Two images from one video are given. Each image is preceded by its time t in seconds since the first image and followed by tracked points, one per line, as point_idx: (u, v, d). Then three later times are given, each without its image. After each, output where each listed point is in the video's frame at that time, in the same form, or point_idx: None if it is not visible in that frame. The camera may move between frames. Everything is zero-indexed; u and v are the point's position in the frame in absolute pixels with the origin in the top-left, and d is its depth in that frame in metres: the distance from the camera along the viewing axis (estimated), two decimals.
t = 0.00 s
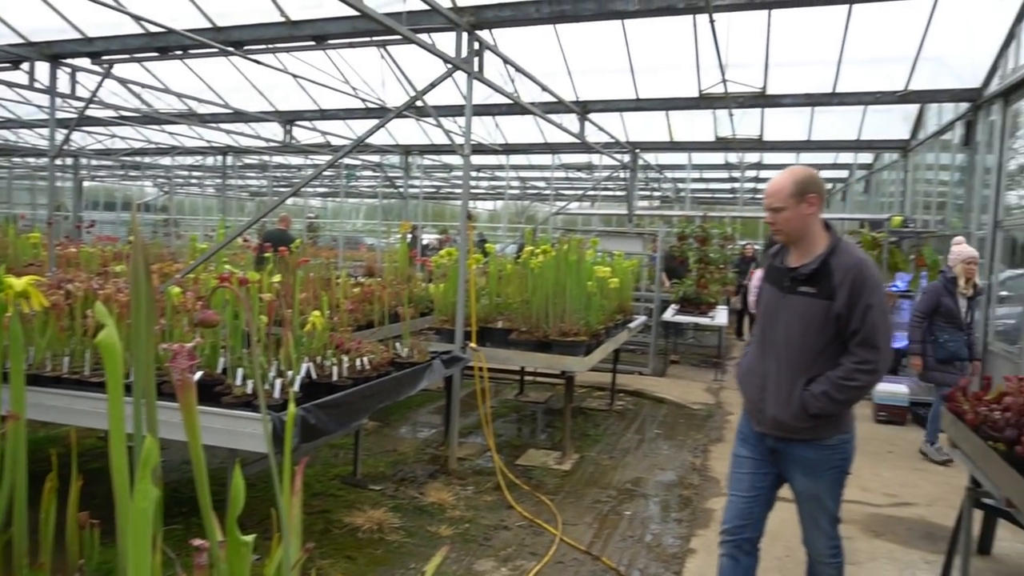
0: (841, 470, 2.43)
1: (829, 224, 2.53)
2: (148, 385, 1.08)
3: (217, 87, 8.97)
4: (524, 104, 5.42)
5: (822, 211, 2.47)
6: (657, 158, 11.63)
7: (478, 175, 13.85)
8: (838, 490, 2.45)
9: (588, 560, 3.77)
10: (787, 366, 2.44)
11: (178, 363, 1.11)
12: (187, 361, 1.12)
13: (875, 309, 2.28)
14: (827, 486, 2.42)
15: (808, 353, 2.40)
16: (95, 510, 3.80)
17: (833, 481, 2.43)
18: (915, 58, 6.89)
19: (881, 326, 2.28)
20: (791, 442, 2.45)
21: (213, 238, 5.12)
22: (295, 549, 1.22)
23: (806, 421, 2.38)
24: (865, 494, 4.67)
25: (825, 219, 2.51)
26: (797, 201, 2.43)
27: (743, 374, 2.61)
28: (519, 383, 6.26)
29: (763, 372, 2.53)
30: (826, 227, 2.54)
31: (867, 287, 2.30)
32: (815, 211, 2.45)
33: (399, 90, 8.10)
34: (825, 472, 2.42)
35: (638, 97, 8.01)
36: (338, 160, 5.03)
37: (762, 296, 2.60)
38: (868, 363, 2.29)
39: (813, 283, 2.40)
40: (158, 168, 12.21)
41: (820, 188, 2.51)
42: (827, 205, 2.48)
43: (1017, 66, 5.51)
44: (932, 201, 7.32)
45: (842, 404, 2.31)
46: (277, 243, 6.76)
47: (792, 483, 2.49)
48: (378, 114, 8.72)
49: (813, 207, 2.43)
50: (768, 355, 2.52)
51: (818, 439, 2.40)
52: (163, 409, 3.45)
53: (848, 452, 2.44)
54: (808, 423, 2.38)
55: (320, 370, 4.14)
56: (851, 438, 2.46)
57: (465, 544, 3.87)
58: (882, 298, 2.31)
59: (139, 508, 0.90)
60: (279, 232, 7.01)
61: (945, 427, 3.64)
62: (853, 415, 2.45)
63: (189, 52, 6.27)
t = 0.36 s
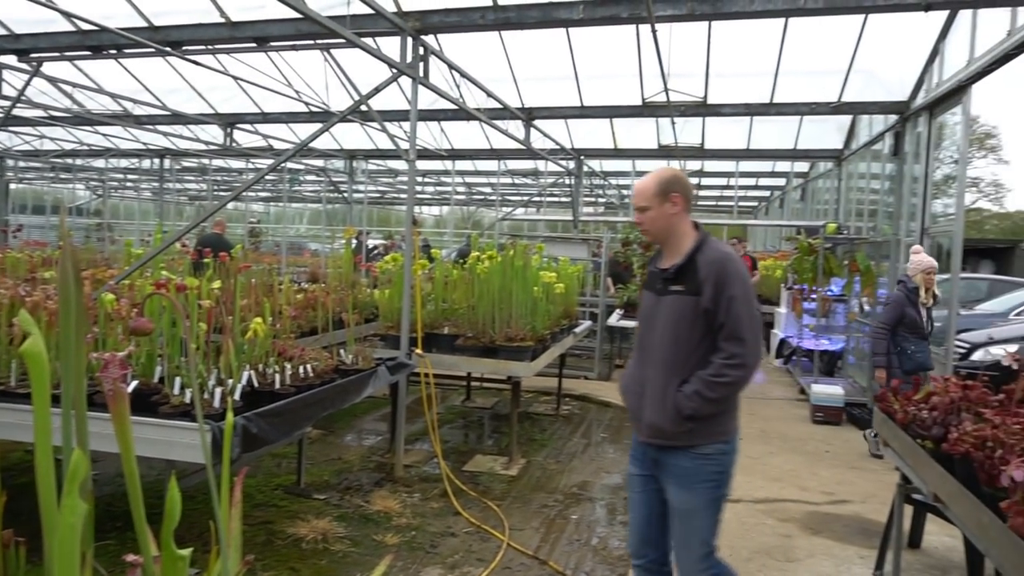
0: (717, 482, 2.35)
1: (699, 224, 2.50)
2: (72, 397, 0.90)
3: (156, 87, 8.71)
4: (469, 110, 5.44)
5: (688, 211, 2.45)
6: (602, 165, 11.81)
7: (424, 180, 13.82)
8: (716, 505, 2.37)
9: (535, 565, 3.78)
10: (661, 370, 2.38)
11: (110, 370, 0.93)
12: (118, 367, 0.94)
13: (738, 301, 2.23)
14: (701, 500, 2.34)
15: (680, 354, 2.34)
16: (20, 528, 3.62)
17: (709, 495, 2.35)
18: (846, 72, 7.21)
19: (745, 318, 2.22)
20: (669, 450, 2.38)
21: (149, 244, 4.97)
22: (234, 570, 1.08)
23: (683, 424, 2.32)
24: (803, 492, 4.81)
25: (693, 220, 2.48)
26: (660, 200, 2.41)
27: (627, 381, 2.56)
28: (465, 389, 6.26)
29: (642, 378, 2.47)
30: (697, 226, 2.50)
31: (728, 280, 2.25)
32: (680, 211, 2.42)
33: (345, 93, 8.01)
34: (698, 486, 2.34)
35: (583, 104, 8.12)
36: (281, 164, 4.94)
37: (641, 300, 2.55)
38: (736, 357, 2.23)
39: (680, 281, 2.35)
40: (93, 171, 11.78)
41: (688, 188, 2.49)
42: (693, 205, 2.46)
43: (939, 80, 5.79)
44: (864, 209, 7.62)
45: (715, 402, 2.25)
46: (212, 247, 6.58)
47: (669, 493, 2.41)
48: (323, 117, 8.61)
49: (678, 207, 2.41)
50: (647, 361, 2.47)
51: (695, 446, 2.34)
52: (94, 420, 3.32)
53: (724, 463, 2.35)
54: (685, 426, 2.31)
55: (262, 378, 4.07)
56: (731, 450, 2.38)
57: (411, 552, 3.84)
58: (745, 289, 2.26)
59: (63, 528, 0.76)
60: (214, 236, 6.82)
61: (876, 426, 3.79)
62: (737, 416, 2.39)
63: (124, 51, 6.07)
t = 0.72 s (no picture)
0: (595, 487, 2.19)
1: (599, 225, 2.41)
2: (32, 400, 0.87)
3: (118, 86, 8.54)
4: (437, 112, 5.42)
5: (585, 212, 2.36)
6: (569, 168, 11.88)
7: (392, 183, 13.76)
8: (589, 511, 2.19)
9: (504, 568, 3.77)
10: (550, 374, 2.30)
11: (66, 375, 0.91)
12: (76, 372, 0.93)
13: (619, 304, 2.14)
14: (571, 498, 2.18)
15: (567, 357, 2.26)
16: None
17: (582, 495, 2.19)
18: (809, 77, 7.33)
19: (626, 321, 2.14)
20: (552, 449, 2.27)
21: (110, 245, 4.86)
22: None
23: (567, 429, 2.22)
24: (768, 492, 4.88)
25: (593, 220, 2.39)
26: (554, 200, 2.33)
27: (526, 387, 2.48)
28: (434, 392, 6.24)
29: (536, 383, 2.39)
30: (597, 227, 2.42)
31: (612, 280, 2.17)
32: (576, 211, 2.34)
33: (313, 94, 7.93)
34: (575, 483, 2.19)
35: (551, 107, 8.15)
36: (246, 164, 4.86)
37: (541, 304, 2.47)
38: (618, 362, 2.14)
39: (570, 282, 2.27)
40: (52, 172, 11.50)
41: (588, 190, 2.40)
42: (590, 205, 2.37)
43: (899, 86, 5.91)
44: (827, 212, 7.75)
45: (598, 407, 2.16)
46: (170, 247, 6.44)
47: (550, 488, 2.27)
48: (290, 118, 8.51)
49: (573, 207, 2.33)
50: (541, 364, 2.38)
51: (579, 447, 2.21)
52: (50, 426, 3.23)
53: (605, 469, 2.20)
54: (569, 431, 2.21)
55: (226, 382, 4.01)
56: (619, 459, 2.22)
57: (379, 557, 3.80)
58: (630, 291, 2.17)
59: (18, 538, 0.76)
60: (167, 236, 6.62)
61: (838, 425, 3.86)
62: (632, 423, 2.27)
63: (83, 48, 5.93)
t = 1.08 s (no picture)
0: (459, 497, 1.99)
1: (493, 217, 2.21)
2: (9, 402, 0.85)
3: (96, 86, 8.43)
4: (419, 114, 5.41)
5: (473, 202, 2.17)
6: (553, 170, 11.93)
7: (375, 184, 13.74)
8: (454, 522, 2.00)
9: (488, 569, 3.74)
10: (426, 377, 2.12)
11: (42, 379, 0.93)
12: (52, 376, 0.94)
13: (485, 309, 1.93)
14: (431, 507, 2.00)
15: (442, 360, 2.07)
16: None
17: (444, 506, 2.00)
18: (790, 80, 7.37)
19: (492, 329, 1.93)
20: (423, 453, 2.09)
21: (88, 247, 4.80)
22: None
23: (434, 436, 2.04)
24: (750, 492, 4.91)
25: (484, 211, 2.19)
26: (438, 186, 2.15)
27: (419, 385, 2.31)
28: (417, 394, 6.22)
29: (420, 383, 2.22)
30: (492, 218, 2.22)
31: (483, 280, 1.96)
32: (461, 200, 2.15)
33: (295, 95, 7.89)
34: (437, 492, 2.00)
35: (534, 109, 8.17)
36: (228, 166, 4.82)
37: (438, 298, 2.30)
38: (481, 372, 1.93)
39: (449, 280, 2.08)
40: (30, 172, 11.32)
41: (484, 177, 2.20)
42: (481, 195, 2.17)
43: (877, 90, 5.99)
44: (807, 214, 7.82)
45: (462, 417, 1.97)
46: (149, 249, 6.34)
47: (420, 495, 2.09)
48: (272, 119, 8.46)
49: (457, 195, 2.14)
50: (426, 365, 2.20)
51: (445, 454, 2.02)
52: (27, 430, 3.18)
53: (470, 479, 1.99)
54: (436, 439, 2.03)
55: (208, 385, 3.98)
56: (487, 467, 2.00)
57: (362, 561, 3.77)
58: (502, 293, 1.95)
59: None
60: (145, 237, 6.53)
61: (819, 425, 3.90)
62: (511, 436, 2.05)
63: (61, 47, 5.85)
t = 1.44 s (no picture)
0: (398, 503, 1.93)
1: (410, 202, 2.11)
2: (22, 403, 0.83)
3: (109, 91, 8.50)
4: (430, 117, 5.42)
5: (386, 186, 2.07)
6: (563, 173, 11.93)
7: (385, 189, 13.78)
8: (405, 525, 1.94)
9: (499, 573, 3.73)
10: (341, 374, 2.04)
11: (57, 381, 0.89)
12: (68, 378, 0.91)
13: (385, 299, 1.85)
14: (377, 522, 1.92)
15: (353, 356, 1.99)
16: None
17: (385, 517, 1.93)
18: (800, 83, 7.34)
19: (391, 320, 1.84)
20: (344, 459, 2.01)
21: (101, 251, 4.83)
22: None
23: (349, 438, 1.95)
24: (762, 496, 4.88)
25: (400, 195, 2.10)
26: (348, 169, 2.06)
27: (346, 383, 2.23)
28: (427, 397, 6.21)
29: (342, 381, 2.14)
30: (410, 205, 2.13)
31: (383, 270, 1.87)
32: (372, 183, 2.06)
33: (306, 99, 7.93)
34: (374, 504, 1.93)
35: (544, 113, 8.18)
36: (239, 170, 4.84)
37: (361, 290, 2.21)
38: (382, 366, 1.85)
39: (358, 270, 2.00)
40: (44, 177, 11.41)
41: (399, 161, 2.11)
42: (394, 179, 2.08)
43: (889, 92, 5.96)
44: (819, 217, 7.78)
45: (369, 417, 1.89)
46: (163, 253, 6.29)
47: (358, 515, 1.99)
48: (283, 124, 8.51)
49: (368, 177, 2.05)
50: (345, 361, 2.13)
51: (370, 462, 1.93)
52: (42, 432, 3.20)
53: (403, 483, 1.92)
54: (351, 440, 1.95)
55: (220, 388, 3.99)
56: (418, 465, 1.94)
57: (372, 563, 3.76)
58: (402, 283, 1.86)
59: (8, 545, 0.73)
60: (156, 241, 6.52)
61: (832, 429, 3.87)
62: (428, 434, 1.97)
63: (75, 52, 5.91)
